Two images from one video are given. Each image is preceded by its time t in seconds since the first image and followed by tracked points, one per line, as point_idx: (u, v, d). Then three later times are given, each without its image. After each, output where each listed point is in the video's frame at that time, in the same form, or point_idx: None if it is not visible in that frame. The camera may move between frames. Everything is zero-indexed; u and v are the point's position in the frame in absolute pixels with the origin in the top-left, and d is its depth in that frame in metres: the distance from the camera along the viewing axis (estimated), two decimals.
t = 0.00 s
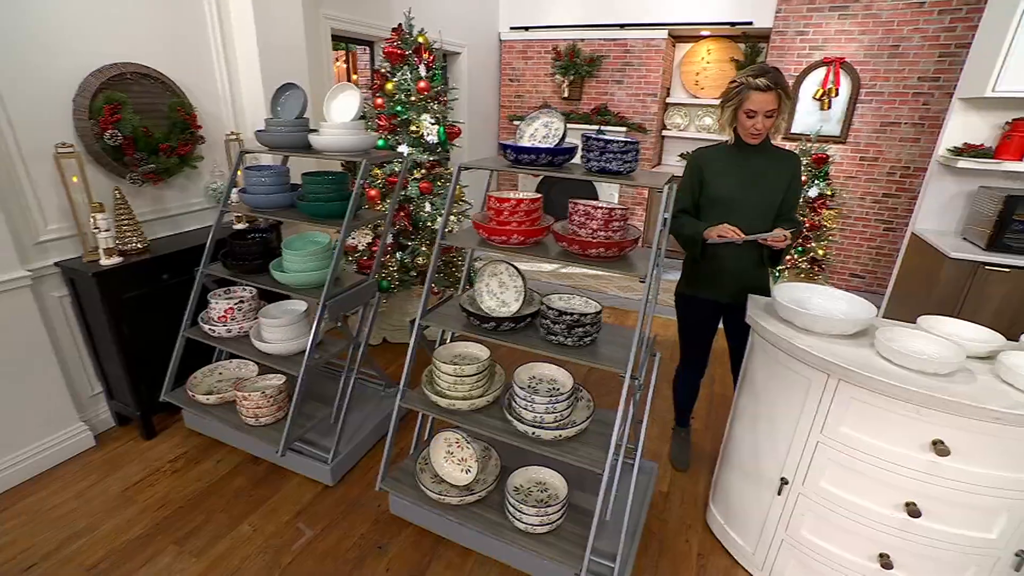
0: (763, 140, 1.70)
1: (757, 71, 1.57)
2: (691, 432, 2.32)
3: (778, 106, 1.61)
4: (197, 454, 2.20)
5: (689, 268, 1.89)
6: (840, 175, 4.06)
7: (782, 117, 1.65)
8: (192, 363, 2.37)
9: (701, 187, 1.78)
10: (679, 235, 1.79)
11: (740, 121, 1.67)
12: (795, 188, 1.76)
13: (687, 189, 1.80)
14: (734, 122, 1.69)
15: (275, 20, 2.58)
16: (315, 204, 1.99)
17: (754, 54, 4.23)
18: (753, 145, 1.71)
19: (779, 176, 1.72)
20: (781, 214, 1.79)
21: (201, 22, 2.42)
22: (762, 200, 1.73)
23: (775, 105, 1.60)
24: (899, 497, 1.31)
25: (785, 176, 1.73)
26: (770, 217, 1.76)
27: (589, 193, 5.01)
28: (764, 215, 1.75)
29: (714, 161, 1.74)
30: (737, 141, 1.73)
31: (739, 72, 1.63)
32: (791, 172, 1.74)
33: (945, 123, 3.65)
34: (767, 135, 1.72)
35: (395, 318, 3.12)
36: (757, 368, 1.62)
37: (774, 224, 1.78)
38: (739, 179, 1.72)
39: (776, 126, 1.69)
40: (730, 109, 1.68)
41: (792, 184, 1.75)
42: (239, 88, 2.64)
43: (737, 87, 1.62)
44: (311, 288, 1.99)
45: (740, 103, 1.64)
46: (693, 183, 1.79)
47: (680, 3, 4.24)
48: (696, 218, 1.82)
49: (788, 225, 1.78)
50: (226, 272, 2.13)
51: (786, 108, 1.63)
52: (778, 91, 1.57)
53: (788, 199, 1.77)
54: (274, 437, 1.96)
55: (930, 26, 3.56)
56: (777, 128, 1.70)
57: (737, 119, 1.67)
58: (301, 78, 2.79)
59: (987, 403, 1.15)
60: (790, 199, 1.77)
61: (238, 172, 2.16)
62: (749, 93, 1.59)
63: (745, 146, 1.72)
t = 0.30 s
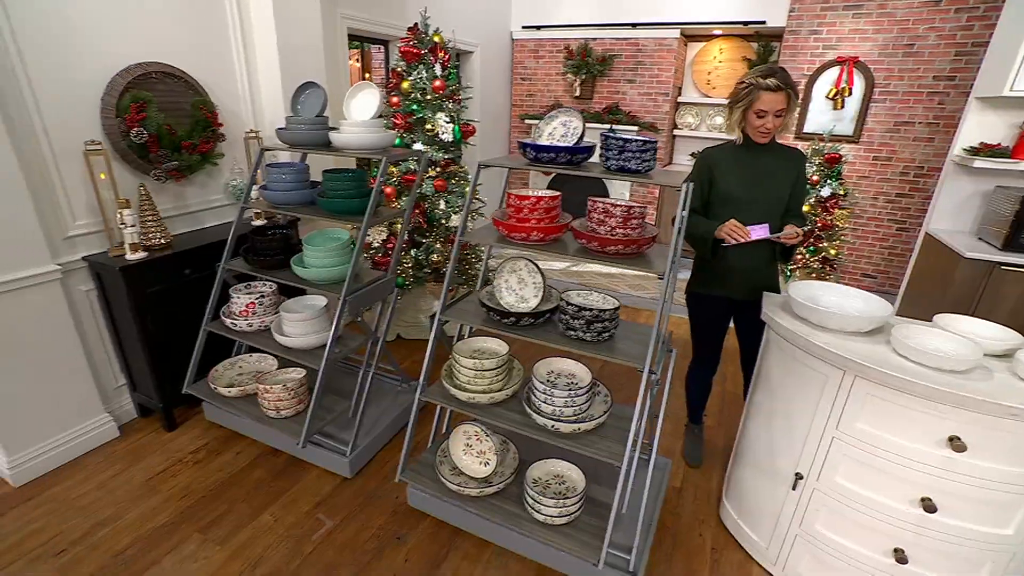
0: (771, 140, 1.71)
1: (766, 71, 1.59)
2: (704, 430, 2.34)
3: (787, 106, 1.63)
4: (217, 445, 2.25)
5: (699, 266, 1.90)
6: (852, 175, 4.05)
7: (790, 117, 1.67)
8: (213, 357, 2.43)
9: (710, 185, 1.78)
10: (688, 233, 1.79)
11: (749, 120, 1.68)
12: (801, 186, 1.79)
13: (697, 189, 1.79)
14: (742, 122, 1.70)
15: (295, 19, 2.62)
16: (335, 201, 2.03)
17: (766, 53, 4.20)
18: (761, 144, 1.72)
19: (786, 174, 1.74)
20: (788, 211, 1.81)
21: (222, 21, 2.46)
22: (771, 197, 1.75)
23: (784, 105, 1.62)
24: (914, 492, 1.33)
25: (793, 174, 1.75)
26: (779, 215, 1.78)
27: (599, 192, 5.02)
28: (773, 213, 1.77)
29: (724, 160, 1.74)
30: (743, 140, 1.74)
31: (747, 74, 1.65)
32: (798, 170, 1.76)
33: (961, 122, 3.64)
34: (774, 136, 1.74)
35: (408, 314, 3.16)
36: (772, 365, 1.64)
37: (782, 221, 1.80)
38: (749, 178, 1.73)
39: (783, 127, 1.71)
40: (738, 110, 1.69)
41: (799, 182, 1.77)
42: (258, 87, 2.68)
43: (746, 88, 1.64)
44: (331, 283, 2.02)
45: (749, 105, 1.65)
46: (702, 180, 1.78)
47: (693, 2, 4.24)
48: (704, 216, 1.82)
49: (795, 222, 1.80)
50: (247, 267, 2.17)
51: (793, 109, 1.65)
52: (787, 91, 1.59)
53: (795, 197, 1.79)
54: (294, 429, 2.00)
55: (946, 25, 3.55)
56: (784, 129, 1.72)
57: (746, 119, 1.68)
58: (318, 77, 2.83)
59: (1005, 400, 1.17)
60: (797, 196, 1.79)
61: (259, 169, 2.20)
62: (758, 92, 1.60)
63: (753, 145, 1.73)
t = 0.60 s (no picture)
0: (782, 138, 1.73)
1: (777, 71, 1.63)
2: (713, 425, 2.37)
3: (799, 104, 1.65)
4: (233, 439, 2.29)
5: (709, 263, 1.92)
6: (859, 173, 4.07)
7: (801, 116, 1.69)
8: (229, 351, 2.47)
9: (721, 183, 1.78)
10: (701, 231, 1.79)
11: (762, 119, 1.69)
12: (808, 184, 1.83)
13: (710, 188, 1.79)
14: (754, 121, 1.71)
15: (309, 19, 2.65)
16: (352, 198, 2.06)
17: (774, 52, 4.23)
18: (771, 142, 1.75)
19: (794, 173, 1.78)
20: (796, 209, 1.84)
21: (238, 20, 2.49)
22: (780, 196, 1.77)
23: (797, 103, 1.64)
24: (924, 485, 1.36)
25: (800, 171, 1.79)
26: (788, 212, 1.82)
27: (607, 190, 5.04)
28: (784, 210, 1.79)
29: (735, 158, 1.76)
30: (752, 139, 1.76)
31: (757, 75, 1.68)
32: (804, 168, 1.80)
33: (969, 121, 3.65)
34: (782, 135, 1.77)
35: (419, 311, 3.19)
36: (783, 360, 1.66)
37: (790, 219, 1.84)
38: (760, 177, 1.75)
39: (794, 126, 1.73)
40: (749, 110, 1.70)
41: (806, 180, 1.82)
42: (272, 85, 2.71)
43: (758, 87, 1.66)
44: (348, 279, 2.05)
45: (761, 103, 1.66)
46: (713, 178, 1.78)
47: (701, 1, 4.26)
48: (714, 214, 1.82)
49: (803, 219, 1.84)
50: (264, 263, 2.21)
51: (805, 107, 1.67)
52: (799, 90, 1.62)
53: (802, 195, 1.83)
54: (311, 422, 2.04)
55: (955, 24, 3.56)
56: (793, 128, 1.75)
57: (759, 118, 1.69)
58: (331, 75, 2.86)
59: (1015, 394, 1.20)
60: (802, 195, 1.83)
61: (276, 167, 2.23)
62: (772, 90, 1.63)
63: (763, 143, 1.75)
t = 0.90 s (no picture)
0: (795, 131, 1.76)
1: (787, 64, 1.67)
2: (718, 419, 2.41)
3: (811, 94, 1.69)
4: (246, 433, 2.32)
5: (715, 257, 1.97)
6: (860, 171, 4.11)
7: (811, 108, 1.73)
8: (240, 347, 2.50)
9: (729, 180, 1.81)
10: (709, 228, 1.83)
11: (777, 110, 1.70)
12: (814, 180, 1.86)
13: (719, 185, 1.82)
14: (770, 114, 1.72)
15: (318, 18, 2.67)
16: (364, 194, 2.09)
17: (775, 51, 4.27)
18: (781, 137, 1.78)
19: (801, 170, 1.81)
20: (802, 205, 1.88)
21: (248, 18, 2.51)
22: (787, 193, 1.81)
23: (809, 93, 1.68)
24: (928, 473, 1.41)
25: (808, 169, 1.82)
26: (795, 209, 1.85)
27: (609, 187, 5.07)
28: (791, 207, 1.83)
29: (744, 156, 1.79)
30: (762, 136, 1.79)
31: (767, 70, 1.71)
32: (812, 165, 1.83)
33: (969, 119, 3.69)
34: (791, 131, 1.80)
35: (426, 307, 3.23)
36: (789, 354, 1.70)
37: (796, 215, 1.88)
38: (769, 175, 1.78)
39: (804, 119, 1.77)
40: (764, 104, 1.71)
41: (812, 176, 1.85)
42: (281, 83, 2.73)
43: (771, 79, 1.68)
44: (360, 276, 2.08)
45: (777, 94, 1.68)
46: (722, 175, 1.80)
47: None
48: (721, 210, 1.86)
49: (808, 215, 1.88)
50: (276, 260, 2.24)
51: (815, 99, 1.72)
52: (810, 79, 1.67)
53: (808, 191, 1.87)
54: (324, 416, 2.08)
55: (955, 23, 3.59)
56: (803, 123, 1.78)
57: (774, 110, 1.70)
58: (339, 74, 2.88)
59: (1017, 384, 1.24)
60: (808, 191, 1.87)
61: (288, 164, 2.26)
62: (788, 81, 1.66)
63: (774, 139, 1.78)
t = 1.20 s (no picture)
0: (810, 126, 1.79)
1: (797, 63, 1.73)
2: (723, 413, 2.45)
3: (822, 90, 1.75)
4: (257, 429, 2.35)
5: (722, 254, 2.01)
6: (860, 168, 4.16)
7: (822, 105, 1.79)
8: (251, 343, 2.52)
9: (743, 179, 1.85)
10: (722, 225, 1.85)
11: (794, 105, 1.74)
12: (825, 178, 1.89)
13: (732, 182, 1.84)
14: (787, 109, 1.75)
15: (325, 16, 2.69)
16: (374, 192, 2.12)
17: (776, 49, 4.29)
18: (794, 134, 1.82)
19: (813, 168, 1.84)
20: (814, 202, 1.90)
21: (257, 16, 2.52)
22: (801, 191, 1.84)
23: (821, 88, 1.74)
24: (932, 463, 1.45)
25: (819, 166, 1.85)
26: (807, 206, 1.87)
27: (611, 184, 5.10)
28: (803, 204, 1.85)
29: (757, 154, 1.82)
30: (775, 135, 1.83)
31: (778, 70, 1.76)
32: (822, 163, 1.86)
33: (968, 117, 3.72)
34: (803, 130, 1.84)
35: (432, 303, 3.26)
36: (795, 347, 1.74)
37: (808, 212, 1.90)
38: (783, 172, 1.81)
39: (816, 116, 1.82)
40: (780, 100, 1.75)
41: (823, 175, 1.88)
42: (288, 81, 2.74)
43: (785, 76, 1.73)
44: (371, 272, 2.11)
45: (792, 89, 1.73)
46: (736, 174, 1.84)
47: None
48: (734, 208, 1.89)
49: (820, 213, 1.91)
50: (287, 256, 2.26)
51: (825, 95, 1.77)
52: (821, 75, 1.73)
53: (819, 189, 1.89)
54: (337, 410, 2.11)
55: (955, 21, 3.63)
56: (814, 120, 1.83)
57: (791, 105, 1.74)
58: (346, 72, 2.90)
59: (1019, 375, 1.28)
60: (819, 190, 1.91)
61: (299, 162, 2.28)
62: (802, 75, 1.70)
63: (787, 136, 1.82)
